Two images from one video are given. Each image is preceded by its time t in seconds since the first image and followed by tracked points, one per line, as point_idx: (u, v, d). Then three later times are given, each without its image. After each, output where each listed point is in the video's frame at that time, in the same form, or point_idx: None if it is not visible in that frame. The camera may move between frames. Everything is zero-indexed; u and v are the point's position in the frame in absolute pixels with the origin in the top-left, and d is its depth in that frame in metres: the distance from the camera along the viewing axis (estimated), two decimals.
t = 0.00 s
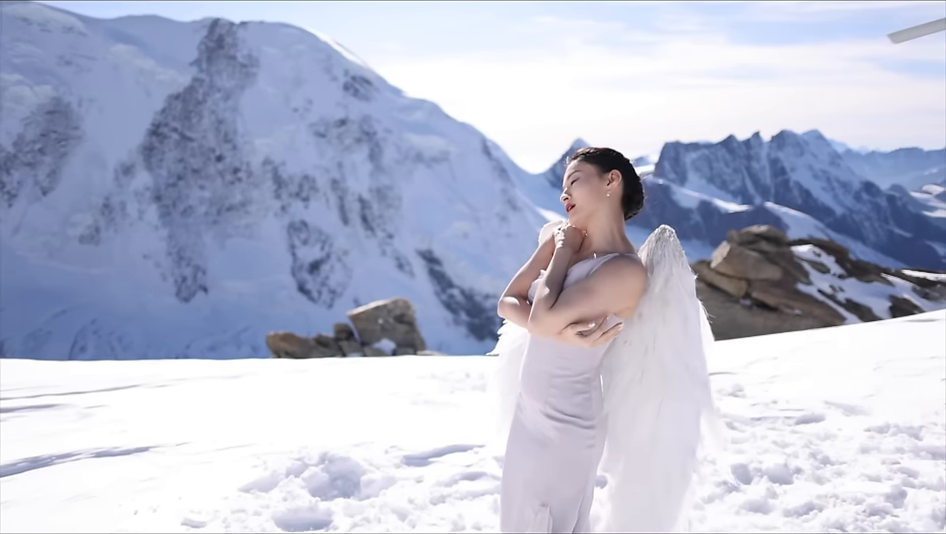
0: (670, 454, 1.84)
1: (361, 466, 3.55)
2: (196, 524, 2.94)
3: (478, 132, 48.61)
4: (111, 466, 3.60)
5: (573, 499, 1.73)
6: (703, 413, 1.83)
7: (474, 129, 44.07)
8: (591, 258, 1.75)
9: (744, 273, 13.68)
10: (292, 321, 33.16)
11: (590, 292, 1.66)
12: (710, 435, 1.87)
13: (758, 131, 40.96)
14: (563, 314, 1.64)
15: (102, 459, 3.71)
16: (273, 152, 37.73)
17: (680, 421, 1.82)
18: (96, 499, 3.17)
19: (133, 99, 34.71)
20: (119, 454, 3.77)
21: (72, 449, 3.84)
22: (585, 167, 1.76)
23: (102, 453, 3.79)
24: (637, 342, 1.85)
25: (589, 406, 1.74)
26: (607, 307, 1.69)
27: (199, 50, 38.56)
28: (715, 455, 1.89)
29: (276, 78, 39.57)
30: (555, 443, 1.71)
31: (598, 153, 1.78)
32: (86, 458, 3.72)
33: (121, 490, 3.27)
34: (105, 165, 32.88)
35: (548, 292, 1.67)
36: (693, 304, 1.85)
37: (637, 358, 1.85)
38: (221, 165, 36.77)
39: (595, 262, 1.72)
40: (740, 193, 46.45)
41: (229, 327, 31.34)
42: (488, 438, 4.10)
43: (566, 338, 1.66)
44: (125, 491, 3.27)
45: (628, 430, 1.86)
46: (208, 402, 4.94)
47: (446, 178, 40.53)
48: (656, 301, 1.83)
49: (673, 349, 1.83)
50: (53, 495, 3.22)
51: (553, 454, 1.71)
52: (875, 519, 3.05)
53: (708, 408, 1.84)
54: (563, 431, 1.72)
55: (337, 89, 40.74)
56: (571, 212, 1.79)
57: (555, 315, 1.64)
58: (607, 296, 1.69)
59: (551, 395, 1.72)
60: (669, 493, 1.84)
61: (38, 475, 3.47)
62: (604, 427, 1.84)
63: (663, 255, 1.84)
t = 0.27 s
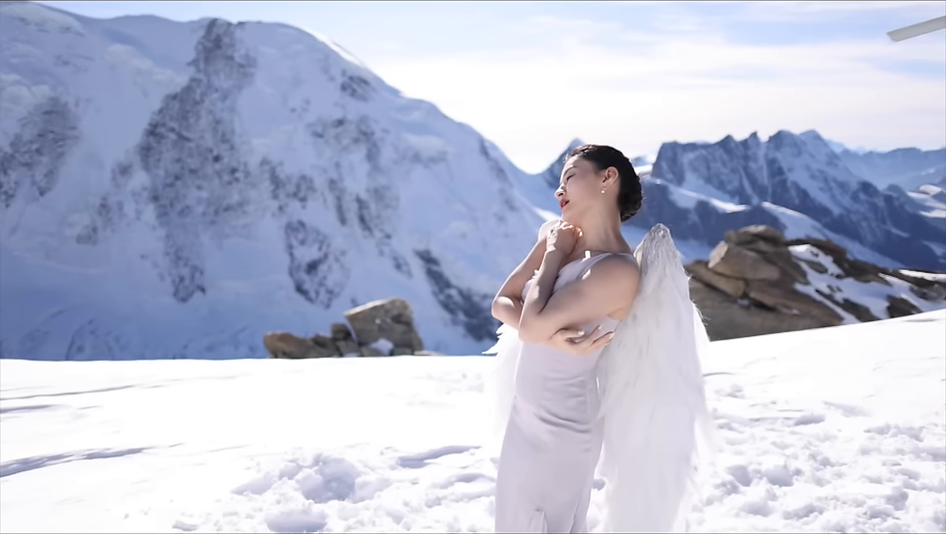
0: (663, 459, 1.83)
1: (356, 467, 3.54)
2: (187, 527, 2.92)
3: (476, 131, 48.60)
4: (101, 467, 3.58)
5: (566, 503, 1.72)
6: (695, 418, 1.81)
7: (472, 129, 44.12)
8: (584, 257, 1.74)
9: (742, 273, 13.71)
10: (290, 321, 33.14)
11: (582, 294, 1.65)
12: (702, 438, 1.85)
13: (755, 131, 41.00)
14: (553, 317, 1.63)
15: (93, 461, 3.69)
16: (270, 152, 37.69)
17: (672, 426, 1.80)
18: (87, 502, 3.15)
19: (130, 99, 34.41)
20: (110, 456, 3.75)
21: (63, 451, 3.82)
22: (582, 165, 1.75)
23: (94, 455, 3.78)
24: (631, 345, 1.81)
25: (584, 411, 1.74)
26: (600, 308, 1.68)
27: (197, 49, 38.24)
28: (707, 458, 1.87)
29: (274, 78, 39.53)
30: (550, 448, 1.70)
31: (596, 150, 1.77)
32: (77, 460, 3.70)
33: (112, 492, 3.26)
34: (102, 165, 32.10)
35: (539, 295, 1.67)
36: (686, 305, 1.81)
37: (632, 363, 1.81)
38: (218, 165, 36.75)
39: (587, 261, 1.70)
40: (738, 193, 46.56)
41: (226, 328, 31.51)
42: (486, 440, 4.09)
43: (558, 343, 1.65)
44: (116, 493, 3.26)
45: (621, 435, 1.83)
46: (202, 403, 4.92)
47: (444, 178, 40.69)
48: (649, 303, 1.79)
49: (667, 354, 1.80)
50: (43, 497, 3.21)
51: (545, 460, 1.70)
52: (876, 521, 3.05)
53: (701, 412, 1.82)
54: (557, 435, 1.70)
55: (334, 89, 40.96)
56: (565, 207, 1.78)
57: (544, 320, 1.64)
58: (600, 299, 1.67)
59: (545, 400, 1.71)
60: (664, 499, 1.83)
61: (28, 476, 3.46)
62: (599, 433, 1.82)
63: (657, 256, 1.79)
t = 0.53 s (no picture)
0: (660, 466, 1.81)
1: (351, 470, 3.53)
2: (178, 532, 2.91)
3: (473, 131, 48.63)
4: (92, 471, 3.57)
5: (564, 510, 1.71)
6: (692, 424, 1.80)
7: (469, 129, 44.17)
8: (581, 257, 1.73)
9: (739, 273, 13.72)
10: (287, 321, 32.98)
11: (576, 297, 1.63)
12: (699, 444, 1.84)
13: (751, 130, 41.10)
14: (547, 322, 1.62)
15: (84, 464, 3.68)
16: (267, 152, 37.53)
17: (670, 433, 1.79)
18: (78, 506, 3.14)
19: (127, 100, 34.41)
20: (101, 459, 3.74)
21: (54, 454, 3.81)
22: (581, 163, 1.74)
23: (85, 457, 3.76)
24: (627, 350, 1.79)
25: (580, 417, 1.73)
26: (596, 311, 1.67)
27: (194, 49, 38.19)
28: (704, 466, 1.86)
29: (271, 77, 39.40)
30: (548, 453, 1.69)
31: (595, 147, 1.76)
32: (68, 463, 3.69)
33: (102, 496, 3.24)
34: (98, 165, 32.33)
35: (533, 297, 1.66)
36: (682, 308, 1.80)
37: (629, 370, 1.79)
38: (215, 165, 36.65)
39: (583, 262, 1.69)
40: (735, 193, 46.67)
41: (224, 328, 31.32)
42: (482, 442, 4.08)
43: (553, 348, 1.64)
44: (107, 497, 3.24)
45: (619, 443, 1.80)
46: (196, 405, 4.91)
47: (441, 178, 40.85)
48: (645, 306, 1.78)
49: (663, 360, 1.79)
50: (33, 501, 3.19)
51: (541, 467, 1.69)
52: (877, 525, 3.06)
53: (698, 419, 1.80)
54: (554, 440, 1.69)
55: (331, 88, 40.69)
56: (561, 206, 1.77)
57: (537, 324, 1.62)
58: (596, 302, 1.66)
59: (542, 404, 1.70)
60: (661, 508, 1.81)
61: (19, 480, 3.45)
62: (595, 440, 1.80)
63: (652, 257, 1.79)
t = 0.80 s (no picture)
0: (662, 478, 1.77)
1: (345, 474, 3.52)
2: None
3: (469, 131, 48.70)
4: (82, 475, 3.55)
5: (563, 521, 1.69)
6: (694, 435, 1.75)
7: (465, 129, 44.21)
8: (578, 263, 1.72)
9: (734, 272, 13.73)
10: (283, 320, 33.36)
11: (575, 304, 1.62)
12: (701, 453, 1.79)
13: (746, 130, 41.09)
14: (543, 330, 1.61)
15: (74, 468, 3.66)
16: (263, 151, 37.90)
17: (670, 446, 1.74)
18: (68, 512, 3.13)
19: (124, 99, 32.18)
20: (91, 464, 3.72)
21: (43, 458, 3.79)
22: (580, 166, 1.73)
23: (74, 461, 3.75)
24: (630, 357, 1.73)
25: (579, 426, 1.71)
26: (594, 318, 1.64)
27: (189, 47, 36.62)
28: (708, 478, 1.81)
29: (267, 76, 39.35)
30: (548, 462, 1.68)
31: (593, 148, 1.75)
32: (58, 467, 3.67)
33: (93, 502, 3.23)
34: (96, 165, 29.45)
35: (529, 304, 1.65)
36: (683, 313, 1.75)
37: (626, 379, 1.74)
38: (211, 164, 36.48)
39: (579, 267, 1.68)
40: (730, 193, 46.90)
41: (220, 327, 31.43)
42: (479, 445, 4.09)
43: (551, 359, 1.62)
44: (97, 503, 3.23)
45: (619, 452, 1.75)
46: (190, 407, 4.90)
47: (437, 178, 40.58)
48: (647, 311, 1.73)
49: (663, 368, 1.73)
50: (21, 508, 3.18)
51: (540, 476, 1.68)
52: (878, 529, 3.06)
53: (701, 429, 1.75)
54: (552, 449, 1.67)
55: (327, 88, 41.25)
56: (560, 209, 1.76)
57: (535, 333, 1.61)
58: (594, 308, 1.63)
59: (541, 413, 1.69)
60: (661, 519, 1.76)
61: (8, 485, 3.43)
62: (594, 449, 1.76)
63: (655, 259, 1.74)
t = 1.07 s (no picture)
0: (665, 489, 1.76)
1: (340, 478, 3.52)
2: None
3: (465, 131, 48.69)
4: (73, 481, 3.54)
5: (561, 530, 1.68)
6: (697, 444, 1.74)
7: (462, 129, 43.92)
8: (576, 266, 1.72)
9: (730, 271, 13.75)
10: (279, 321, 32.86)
11: (574, 309, 1.61)
12: (705, 465, 1.79)
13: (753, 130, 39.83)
14: (543, 337, 1.60)
15: (64, 473, 3.65)
16: (258, 150, 37.49)
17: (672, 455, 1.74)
18: (57, 517, 3.11)
19: (115, 98, 33.51)
20: (81, 468, 3.71)
21: (33, 462, 3.78)
22: (578, 167, 1.73)
23: (64, 466, 3.74)
24: (631, 365, 1.73)
25: (577, 434, 1.69)
26: (594, 324, 1.63)
27: (184, 47, 37.24)
28: (711, 488, 1.81)
29: (263, 76, 39.17)
30: (545, 470, 1.67)
31: (591, 149, 1.75)
32: (47, 472, 3.66)
33: (82, 508, 3.22)
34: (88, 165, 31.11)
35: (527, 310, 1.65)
36: (685, 320, 1.75)
37: (628, 387, 1.74)
38: (206, 164, 36.28)
39: (579, 272, 1.67)
40: (725, 192, 47.05)
41: (215, 328, 31.16)
42: (475, 448, 4.08)
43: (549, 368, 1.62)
44: (87, 509, 3.22)
45: (619, 462, 1.74)
46: (184, 410, 4.89)
47: (433, 178, 40.69)
48: (648, 317, 1.73)
49: (664, 375, 1.74)
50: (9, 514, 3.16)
51: (538, 484, 1.67)
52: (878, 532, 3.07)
53: (704, 439, 1.75)
54: (548, 457, 1.67)
55: (323, 87, 40.89)
56: (559, 211, 1.75)
57: (532, 341, 1.61)
58: (594, 314, 1.62)
59: (538, 420, 1.68)
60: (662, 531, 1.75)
61: None
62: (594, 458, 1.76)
63: (655, 264, 1.74)
